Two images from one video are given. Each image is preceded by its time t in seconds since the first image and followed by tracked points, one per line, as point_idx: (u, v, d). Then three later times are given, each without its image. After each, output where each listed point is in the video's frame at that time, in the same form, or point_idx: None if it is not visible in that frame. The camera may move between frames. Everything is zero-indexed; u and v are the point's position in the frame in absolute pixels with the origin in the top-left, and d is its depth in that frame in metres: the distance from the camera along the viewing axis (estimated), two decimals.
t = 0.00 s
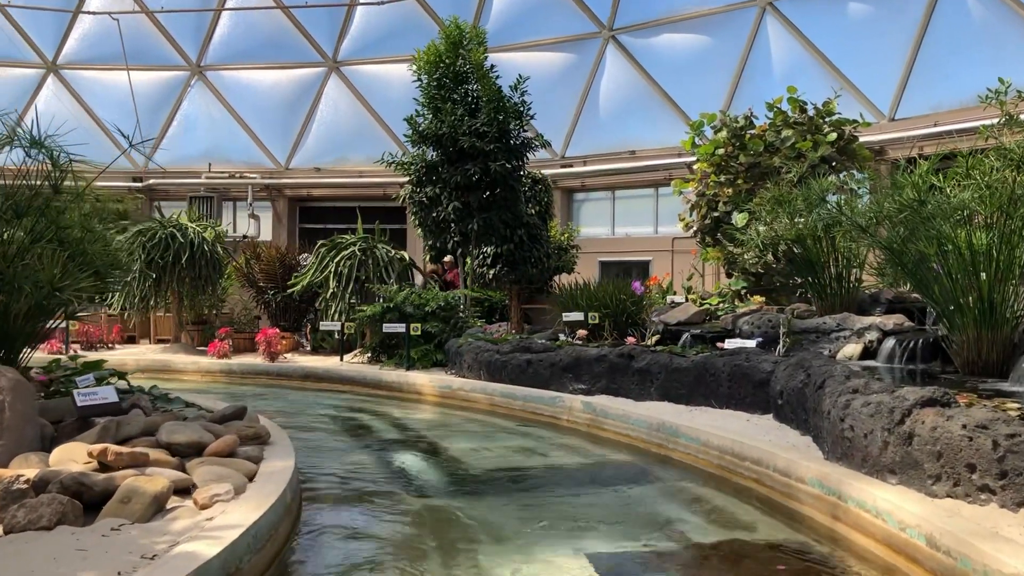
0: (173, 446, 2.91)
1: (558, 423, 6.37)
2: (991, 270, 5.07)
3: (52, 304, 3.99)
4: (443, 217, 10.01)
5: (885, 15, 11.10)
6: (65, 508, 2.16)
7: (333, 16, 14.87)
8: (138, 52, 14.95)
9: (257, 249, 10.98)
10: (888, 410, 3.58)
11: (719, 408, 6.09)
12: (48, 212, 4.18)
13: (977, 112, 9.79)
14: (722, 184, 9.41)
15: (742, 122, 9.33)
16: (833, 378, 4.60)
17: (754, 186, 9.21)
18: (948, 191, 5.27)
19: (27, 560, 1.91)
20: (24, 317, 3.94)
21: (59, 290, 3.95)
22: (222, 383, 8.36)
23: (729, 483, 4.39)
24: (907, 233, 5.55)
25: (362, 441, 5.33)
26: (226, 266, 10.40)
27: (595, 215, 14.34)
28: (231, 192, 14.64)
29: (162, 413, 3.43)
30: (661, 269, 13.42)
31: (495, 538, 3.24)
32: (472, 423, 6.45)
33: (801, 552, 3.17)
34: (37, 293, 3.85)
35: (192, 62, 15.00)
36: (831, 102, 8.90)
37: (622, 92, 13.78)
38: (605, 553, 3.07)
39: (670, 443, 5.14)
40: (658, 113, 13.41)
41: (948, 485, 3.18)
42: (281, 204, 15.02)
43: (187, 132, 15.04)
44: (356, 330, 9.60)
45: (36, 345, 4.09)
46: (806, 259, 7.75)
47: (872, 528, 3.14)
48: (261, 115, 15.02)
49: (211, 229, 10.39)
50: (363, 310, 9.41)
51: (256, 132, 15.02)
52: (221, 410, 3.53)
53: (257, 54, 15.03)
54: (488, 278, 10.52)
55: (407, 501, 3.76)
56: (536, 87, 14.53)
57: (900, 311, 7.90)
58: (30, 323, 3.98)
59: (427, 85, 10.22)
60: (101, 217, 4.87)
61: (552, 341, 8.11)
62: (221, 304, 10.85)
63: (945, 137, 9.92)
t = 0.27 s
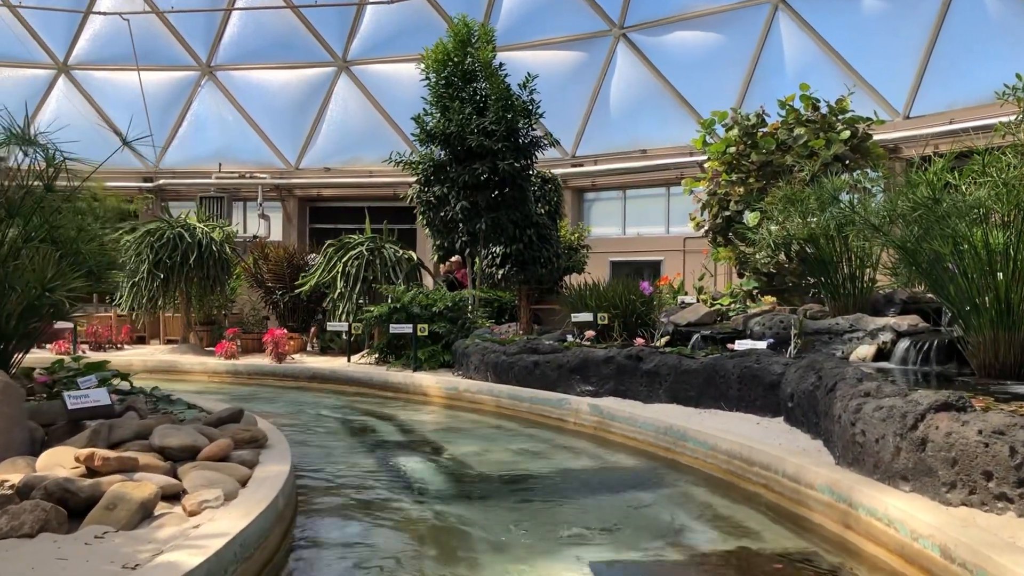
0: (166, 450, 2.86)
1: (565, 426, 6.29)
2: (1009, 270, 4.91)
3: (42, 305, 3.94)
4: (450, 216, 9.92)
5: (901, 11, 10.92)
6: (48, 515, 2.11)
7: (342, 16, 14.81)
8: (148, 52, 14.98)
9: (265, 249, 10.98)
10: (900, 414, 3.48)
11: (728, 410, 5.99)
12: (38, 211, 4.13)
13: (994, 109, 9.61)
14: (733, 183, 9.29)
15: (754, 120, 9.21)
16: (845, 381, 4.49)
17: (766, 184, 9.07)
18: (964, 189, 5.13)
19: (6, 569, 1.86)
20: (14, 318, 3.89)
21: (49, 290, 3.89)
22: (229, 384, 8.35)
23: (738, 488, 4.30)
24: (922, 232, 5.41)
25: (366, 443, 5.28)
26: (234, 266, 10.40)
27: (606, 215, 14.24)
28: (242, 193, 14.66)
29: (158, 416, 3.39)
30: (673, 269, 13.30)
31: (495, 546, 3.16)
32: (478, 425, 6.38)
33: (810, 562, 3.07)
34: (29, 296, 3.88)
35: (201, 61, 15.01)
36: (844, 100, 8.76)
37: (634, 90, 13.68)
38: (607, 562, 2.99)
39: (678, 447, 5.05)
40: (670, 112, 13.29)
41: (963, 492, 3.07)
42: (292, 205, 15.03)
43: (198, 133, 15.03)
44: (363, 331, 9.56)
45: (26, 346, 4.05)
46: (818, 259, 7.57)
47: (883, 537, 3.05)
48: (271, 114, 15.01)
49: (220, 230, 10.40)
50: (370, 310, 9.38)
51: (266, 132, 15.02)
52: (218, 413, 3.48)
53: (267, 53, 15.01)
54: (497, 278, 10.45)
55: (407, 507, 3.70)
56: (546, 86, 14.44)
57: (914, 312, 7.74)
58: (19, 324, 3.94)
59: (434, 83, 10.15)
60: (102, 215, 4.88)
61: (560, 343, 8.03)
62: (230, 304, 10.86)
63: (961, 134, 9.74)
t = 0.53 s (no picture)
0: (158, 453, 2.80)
1: (572, 428, 6.21)
2: None
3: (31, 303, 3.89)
4: (458, 215, 9.82)
5: (917, 6, 10.74)
6: (28, 522, 2.05)
7: (353, 13, 14.81)
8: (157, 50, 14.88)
9: (273, 248, 10.97)
10: (915, 418, 3.36)
11: (739, 413, 5.88)
12: (28, 208, 4.08)
13: (1012, 105, 9.41)
14: (745, 180, 9.15)
15: (767, 117, 9.07)
16: (858, 383, 4.38)
17: (778, 182, 8.92)
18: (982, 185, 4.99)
19: None
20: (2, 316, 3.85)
21: (38, 289, 3.84)
22: (235, 384, 8.31)
23: (747, 494, 4.20)
24: (938, 230, 5.27)
25: (369, 446, 5.22)
26: (243, 266, 10.38)
27: (618, 214, 14.10)
28: (251, 193, 14.67)
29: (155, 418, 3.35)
30: (685, 269, 13.15)
31: (494, 554, 3.08)
32: (484, 427, 6.31)
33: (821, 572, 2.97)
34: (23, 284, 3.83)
35: (211, 60, 15.00)
36: (859, 96, 8.60)
37: (645, 88, 13.55)
38: (609, 572, 2.90)
39: (686, 451, 4.95)
40: (682, 110, 13.16)
41: (981, 501, 2.95)
42: (301, 204, 15.01)
43: (208, 133, 15.01)
44: (371, 331, 9.50)
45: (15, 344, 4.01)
46: (832, 258, 7.41)
47: (897, 546, 2.94)
48: (280, 113, 14.99)
49: (228, 229, 10.39)
50: (377, 310, 9.32)
51: (276, 132, 15.00)
52: (214, 415, 3.42)
53: (277, 52, 14.97)
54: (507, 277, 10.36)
55: (407, 513, 3.62)
56: (556, 85, 14.35)
57: (930, 312, 7.58)
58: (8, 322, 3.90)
59: (443, 81, 10.08)
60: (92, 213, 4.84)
61: (568, 343, 7.94)
62: (238, 305, 10.86)
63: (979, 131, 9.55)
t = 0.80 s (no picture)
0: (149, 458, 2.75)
1: (578, 431, 6.13)
2: None
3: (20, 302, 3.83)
4: (465, 215, 9.74)
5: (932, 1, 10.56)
6: (7, 529, 1.99)
7: (362, 12, 14.77)
8: (166, 50, 14.96)
9: (280, 248, 10.96)
10: (929, 423, 3.26)
11: (748, 416, 5.77)
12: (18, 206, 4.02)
13: None
14: (757, 179, 9.01)
15: (778, 115, 8.94)
16: (870, 386, 4.26)
17: (790, 181, 8.78)
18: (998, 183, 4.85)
19: None
20: None
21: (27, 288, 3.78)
22: (241, 385, 8.29)
23: (756, 500, 4.10)
24: (954, 229, 5.13)
25: (372, 448, 5.17)
26: (250, 266, 10.37)
27: (628, 214, 13.99)
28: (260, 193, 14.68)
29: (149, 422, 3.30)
30: (696, 269, 13.03)
31: (493, 563, 3.01)
32: (489, 429, 6.24)
33: None
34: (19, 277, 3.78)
35: (219, 60, 15.01)
36: (872, 93, 8.45)
37: (655, 86, 13.43)
38: None
39: (694, 455, 4.86)
40: (693, 108, 13.03)
41: (998, 510, 2.84)
42: (310, 204, 15.01)
43: (217, 133, 15.02)
44: (377, 331, 9.45)
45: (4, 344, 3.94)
46: (844, 258, 7.28)
47: (910, 557, 2.84)
48: (289, 113, 14.97)
49: (236, 229, 10.38)
50: (383, 310, 9.28)
51: (285, 131, 14.99)
52: (209, 418, 3.37)
53: (285, 52, 14.94)
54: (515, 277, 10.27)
55: (407, 519, 3.56)
56: (566, 83, 14.25)
57: (945, 313, 7.43)
58: None
59: (450, 79, 10.00)
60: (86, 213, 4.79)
61: (575, 344, 7.85)
62: (246, 305, 10.84)
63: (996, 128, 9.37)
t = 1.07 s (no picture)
0: (138, 463, 2.68)
1: (585, 434, 6.03)
2: None
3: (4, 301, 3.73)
4: (473, 214, 9.65)
5: None
6: None
7: (371, 10, 14.71)
8: (176, 49, 14.95)
9: (287, 247, 10.94)
10: (945, 429, 3.14)
11: (759, 418, 5.65)
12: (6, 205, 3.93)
13: None
14: (769, 177, 8.85)
15: (791, 111, 8.79)
16: (884, 390, 4.14)
17: (802, 179, 8.62)
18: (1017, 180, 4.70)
19: None
20: None
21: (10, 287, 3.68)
22: (247, 385, 8.24)
23: (766, 506, 3.99)
24: (971, 227, 4.99)
25: (374, 451, 5.10)
26: (257, 266, 10.34)
27: (639, 213, 13.86)
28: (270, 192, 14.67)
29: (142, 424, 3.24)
30: (707, 269, 12.89)
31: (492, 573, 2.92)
32: (495, 432, 6.17)
33: None
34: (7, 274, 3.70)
35: (229, 60, 15.00)
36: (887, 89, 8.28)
37: (666, 84, 13.30)
38: None
39: (702, 459, 4.75)
40: (705, 105, 12.89)
41: (1019, 520, 2.73)
42: (319, 204, 15.00)
43: (226, 132, 15.01)
44: (384, 331, 9.40)
45: None
46: (858, 257, 7.13)
47: (926, 569, 2.73)
48: (298, 112, 14.95)
49: (243, 229, 10.36)
50: (389, 310, 9.22)
51: (294, 130, 14.97)
52: (204, 421, 3.30)
53: (294, 50, 14.89)
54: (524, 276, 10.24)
55: (406, 526, 3.48)
56: (576, 81, 14.13)
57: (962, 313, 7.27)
58: None
59: (457, 77, 9.91)
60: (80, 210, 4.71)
61: (583, 345, 7.75)
62: (253, 304, 10.82)
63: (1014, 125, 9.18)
